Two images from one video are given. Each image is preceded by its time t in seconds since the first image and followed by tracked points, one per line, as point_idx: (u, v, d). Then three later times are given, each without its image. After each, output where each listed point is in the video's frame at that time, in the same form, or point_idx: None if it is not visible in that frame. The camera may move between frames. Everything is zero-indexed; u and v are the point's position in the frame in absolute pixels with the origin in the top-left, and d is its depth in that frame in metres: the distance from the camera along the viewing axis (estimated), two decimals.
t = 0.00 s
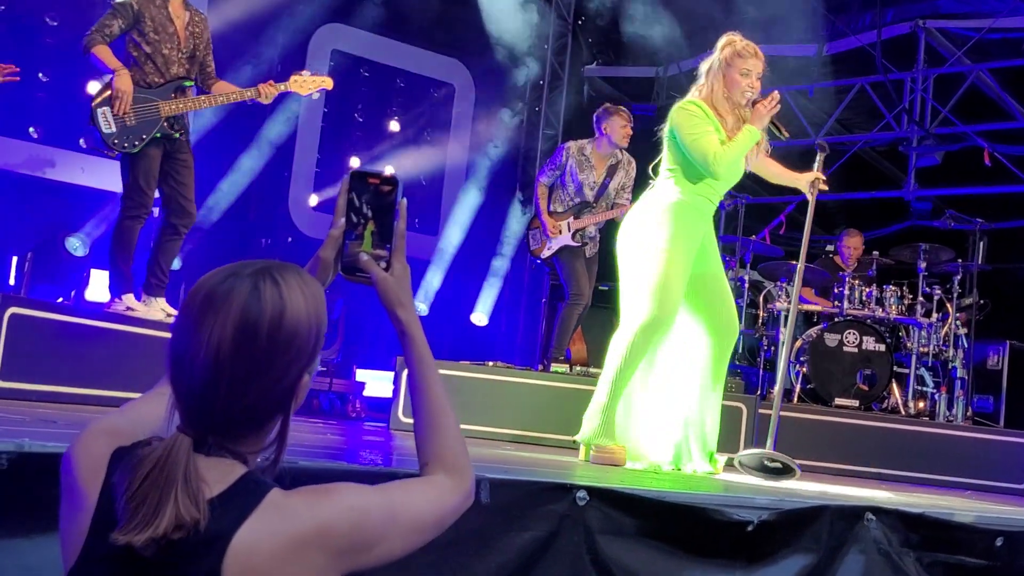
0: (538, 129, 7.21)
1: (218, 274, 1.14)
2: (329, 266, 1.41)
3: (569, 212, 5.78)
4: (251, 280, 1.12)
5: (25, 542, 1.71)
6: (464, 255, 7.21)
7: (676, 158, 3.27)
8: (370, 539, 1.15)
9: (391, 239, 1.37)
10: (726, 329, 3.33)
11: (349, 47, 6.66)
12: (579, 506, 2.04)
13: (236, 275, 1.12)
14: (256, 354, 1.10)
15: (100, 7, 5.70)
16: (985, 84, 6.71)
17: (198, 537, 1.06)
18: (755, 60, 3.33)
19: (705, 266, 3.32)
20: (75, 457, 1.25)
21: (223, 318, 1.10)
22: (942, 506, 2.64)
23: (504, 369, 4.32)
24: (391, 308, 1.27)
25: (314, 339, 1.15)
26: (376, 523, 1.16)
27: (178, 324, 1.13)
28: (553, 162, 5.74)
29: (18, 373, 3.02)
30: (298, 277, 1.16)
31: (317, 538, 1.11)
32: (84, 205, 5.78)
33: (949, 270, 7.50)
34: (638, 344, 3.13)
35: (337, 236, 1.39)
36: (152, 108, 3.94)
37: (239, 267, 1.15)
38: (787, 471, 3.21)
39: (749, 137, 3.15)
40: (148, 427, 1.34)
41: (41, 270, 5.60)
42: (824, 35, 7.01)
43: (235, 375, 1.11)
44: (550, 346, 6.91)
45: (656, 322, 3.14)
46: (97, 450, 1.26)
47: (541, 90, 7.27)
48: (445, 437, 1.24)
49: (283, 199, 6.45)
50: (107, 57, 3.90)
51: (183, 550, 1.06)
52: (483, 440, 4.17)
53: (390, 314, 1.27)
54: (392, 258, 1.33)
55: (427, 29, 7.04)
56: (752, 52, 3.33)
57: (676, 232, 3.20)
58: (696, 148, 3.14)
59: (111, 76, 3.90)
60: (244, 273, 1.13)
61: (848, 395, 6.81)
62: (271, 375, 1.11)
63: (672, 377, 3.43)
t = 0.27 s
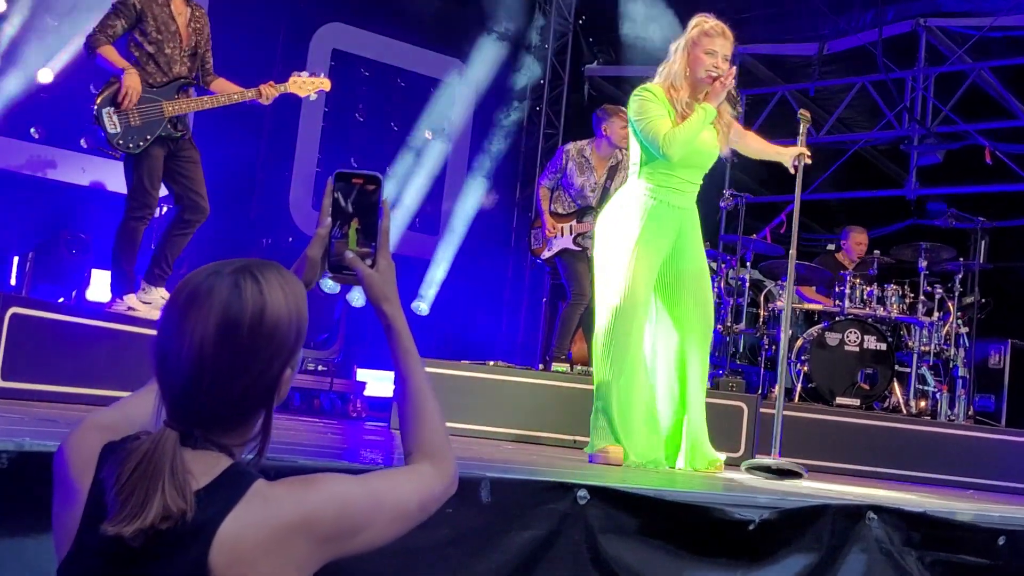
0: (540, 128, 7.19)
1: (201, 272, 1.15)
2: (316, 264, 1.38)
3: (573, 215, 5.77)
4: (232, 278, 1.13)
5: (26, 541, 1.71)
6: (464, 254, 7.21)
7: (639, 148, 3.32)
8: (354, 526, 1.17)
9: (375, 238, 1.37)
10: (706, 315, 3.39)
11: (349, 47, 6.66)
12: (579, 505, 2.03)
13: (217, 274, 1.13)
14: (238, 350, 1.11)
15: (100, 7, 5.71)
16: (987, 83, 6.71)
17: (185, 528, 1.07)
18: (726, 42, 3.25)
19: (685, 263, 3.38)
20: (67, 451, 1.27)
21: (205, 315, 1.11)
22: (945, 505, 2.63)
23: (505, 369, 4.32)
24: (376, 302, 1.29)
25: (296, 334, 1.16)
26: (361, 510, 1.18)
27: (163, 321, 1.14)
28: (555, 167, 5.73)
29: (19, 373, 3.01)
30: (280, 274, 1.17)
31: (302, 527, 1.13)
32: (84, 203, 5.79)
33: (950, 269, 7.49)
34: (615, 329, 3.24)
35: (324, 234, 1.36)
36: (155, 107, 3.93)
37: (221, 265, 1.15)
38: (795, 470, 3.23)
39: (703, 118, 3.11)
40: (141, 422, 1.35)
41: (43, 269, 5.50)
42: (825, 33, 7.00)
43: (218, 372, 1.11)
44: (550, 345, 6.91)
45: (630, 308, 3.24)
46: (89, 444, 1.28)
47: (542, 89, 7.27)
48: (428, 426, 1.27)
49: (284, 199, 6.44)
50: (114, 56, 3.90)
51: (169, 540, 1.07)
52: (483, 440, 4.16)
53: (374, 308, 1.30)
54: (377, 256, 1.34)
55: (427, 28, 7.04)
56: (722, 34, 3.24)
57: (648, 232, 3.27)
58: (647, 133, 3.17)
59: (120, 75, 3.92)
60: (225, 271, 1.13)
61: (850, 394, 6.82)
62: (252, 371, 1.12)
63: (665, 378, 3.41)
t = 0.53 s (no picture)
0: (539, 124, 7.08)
1: (194, 262, 1.16)
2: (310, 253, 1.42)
3: (574, 209, 5.74)
4: (224, 268, 1.14)
5: (30, 531, 1.71)
6: (462, 249, 7.21)
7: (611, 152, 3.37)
8: (347, 503, 1.18)
9: (367, 225, 1.38)
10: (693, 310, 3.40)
11: (350, 40, 6.63)
12: (581, 498, 2.03)
13: (210, 264, 1.14)
14: (230, 338, 1.12)
15: None
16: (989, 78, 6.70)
17: (184, 509, 1.10)
18: (697, 32, 3.24)
19: (674, 260, 3.36)
20: (70, 439, 1.28)
21: (199, 304, 1.13)
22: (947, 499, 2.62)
23: (506, 363, 4.32)
24: (369, 286, 1.29)
25: (289, 322, 1.16)
26: (352, 489, 1.18)
27: (158, 309, 1.16)
28: (553, 160, 5.61)
29: (22, 366, 3.01)
30: (272, 263, 1.18)
31: (297, 506, 1.15)
32: (85, 197, 5.77)
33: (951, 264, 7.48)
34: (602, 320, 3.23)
35: (318, 223, 1.38)
36: (160, 102, 3.93)
37: (214, 255, 1.17)
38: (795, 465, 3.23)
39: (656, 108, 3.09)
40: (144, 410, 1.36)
41: (45, 262, 5.46)
42: (826, 28, 6.97)
43: (213, 358, 1.13)
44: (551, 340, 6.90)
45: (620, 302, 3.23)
46: (91, 432, 1.28)
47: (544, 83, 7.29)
48: (422, 406, 1.26)
49: (284, 193, 6.40)
50: (116, 49, 3.90)
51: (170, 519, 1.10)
52: (483, 434, 4.17)
53: (368, 291, 1.29)
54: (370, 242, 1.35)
55: (427, 22, 7.00)
56: (692, 25, 3.24)
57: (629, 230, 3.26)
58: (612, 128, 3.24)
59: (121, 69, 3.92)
60: (217, 261, 1.15)
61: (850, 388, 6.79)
62: (245, 358, 1.13)
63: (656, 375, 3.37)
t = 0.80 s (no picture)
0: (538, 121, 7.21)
1: (188, 259, 1.16)
2: (315, 245, 1.44)
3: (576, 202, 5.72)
4: (218, 264, 1.14)
5: (30, 528, 1.70)
6: (462, 247, 7.20)
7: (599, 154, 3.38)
8: (344, 491, 1.17)
9: (369, 216, 1.37)
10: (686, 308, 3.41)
11: (349, 38, 6.64)
12: (580, 497, 2.03)
13: (204, 260, 1.14)
14: (224, 333, 1.12)
15: None
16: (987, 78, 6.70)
17: (182, 500, 1.10)
18: (679, 34, 3.23)
19: (666, 259, 3.36)
20: (73, 436, 1.27)
21: (193, 299, 1.12)
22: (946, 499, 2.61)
23: (505, 361, 4.32)
24: (371, 276, 1.30)
25: (282, 316, 1.16)
26: (350, 477, 1.18)
27: (153, 305, 1.16)
28: (553, 156, 5.72)
29: (20, 363, 3.00)
30: (265, 258, 1.18)
31: (295, 496, 1.15)
32: (84, 193, 5.78)
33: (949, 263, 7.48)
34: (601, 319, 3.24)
35: (320, 216, 1.41)
36: (161, 99, 3.93)
37: (208, 251, 1.16)
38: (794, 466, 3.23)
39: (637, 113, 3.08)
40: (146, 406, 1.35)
41: (44, 259, 5.42)
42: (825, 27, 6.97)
43: (208, 353, 1.13)
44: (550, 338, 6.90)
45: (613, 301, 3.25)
46: (93, 427, 1.28)
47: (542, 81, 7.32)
48: (420, 391, 1.27)
49: (284, 191, 6.42)
50: (117, 46, 3.87)
51: (169, 511, 1.10)
52: (483, 432, 4.17)
53: (370, 281, 1.30)
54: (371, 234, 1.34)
55: (426, 20, 7.01)
56: (671, 25, 3.22)
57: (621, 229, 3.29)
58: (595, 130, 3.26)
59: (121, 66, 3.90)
60: (210, 257, 1.14)
61: (848, 387, 6.80)
62: (238, 353, 1.13)
63: (651, 375, 3.37)
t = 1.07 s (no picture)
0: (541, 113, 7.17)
1: (186, 247, 1.16)
2: (322, 230, 1.40)
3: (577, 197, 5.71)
4: (216, 251, 1.13)
5: (30, 518, 1.70)
6: (462, 240, 7.19)
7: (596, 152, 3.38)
8: (347, 473, 1.17)
9: (375, 201, 1.37)
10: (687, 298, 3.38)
11: (350, 29, 6.63)
12: (580, 488, 2.03)
13: (201, 248, 1.14)
14: (223, 320, 1.12)
15: None
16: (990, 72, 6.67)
17: (189, 485, 1.09)
18: (664, 21, 3.15)
19: (665, 251, 3.35)
20: (79, 424, 1.27)
21: (192, 287, 1.12)
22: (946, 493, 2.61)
23: (505, 354, 4.31)
24: (378, 259, 1.30)
25: (281, 303, 1.16)
26: (353, 459, 1.17)
27: (152, 294, 1.15)
28: (552, 155, 5.65)
29: (19, 353, 3.00)
30: (263, 246, 1.17)
31: (300, 480, 1.14)
32: (86, 185, 5.76)
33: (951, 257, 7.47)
34: (597, 313, 3.25)
35: (327, 201, 1.38)
36: (170, 92, 3.96)
37: (205, 239, 1.16)
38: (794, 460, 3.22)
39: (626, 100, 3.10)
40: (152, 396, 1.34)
41: (44, 249, 5.45)
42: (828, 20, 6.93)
43: (207, 340, 1.12)
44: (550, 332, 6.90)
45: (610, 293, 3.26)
46: (98, 416, 1.27)
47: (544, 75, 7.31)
48: (424, 369, 1.26)
49: (284, 183, 6.41)
50: (122, 39, 3.86)
51: (175, 496, 1.10)
52: (483, 425, 4.17)
53: (377, 264, 1.30)
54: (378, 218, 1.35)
55: (427, 12, 6.98)
56: (654, 14, 3.13)
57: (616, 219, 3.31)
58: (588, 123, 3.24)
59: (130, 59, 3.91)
60: (207, 245, 1.14)
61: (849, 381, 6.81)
62: (237, 340, 1.13)
63: (651, 364, 3.36)
